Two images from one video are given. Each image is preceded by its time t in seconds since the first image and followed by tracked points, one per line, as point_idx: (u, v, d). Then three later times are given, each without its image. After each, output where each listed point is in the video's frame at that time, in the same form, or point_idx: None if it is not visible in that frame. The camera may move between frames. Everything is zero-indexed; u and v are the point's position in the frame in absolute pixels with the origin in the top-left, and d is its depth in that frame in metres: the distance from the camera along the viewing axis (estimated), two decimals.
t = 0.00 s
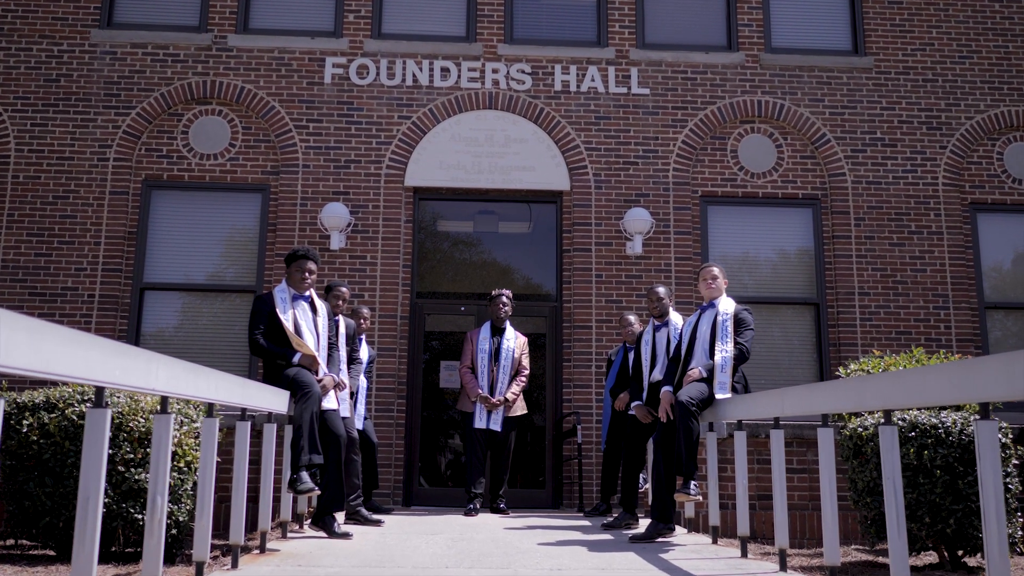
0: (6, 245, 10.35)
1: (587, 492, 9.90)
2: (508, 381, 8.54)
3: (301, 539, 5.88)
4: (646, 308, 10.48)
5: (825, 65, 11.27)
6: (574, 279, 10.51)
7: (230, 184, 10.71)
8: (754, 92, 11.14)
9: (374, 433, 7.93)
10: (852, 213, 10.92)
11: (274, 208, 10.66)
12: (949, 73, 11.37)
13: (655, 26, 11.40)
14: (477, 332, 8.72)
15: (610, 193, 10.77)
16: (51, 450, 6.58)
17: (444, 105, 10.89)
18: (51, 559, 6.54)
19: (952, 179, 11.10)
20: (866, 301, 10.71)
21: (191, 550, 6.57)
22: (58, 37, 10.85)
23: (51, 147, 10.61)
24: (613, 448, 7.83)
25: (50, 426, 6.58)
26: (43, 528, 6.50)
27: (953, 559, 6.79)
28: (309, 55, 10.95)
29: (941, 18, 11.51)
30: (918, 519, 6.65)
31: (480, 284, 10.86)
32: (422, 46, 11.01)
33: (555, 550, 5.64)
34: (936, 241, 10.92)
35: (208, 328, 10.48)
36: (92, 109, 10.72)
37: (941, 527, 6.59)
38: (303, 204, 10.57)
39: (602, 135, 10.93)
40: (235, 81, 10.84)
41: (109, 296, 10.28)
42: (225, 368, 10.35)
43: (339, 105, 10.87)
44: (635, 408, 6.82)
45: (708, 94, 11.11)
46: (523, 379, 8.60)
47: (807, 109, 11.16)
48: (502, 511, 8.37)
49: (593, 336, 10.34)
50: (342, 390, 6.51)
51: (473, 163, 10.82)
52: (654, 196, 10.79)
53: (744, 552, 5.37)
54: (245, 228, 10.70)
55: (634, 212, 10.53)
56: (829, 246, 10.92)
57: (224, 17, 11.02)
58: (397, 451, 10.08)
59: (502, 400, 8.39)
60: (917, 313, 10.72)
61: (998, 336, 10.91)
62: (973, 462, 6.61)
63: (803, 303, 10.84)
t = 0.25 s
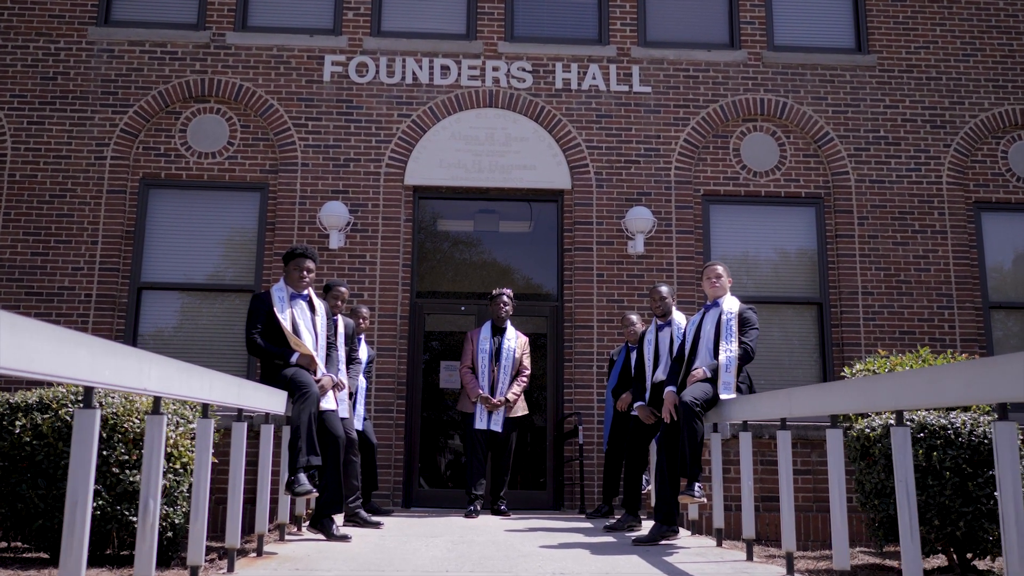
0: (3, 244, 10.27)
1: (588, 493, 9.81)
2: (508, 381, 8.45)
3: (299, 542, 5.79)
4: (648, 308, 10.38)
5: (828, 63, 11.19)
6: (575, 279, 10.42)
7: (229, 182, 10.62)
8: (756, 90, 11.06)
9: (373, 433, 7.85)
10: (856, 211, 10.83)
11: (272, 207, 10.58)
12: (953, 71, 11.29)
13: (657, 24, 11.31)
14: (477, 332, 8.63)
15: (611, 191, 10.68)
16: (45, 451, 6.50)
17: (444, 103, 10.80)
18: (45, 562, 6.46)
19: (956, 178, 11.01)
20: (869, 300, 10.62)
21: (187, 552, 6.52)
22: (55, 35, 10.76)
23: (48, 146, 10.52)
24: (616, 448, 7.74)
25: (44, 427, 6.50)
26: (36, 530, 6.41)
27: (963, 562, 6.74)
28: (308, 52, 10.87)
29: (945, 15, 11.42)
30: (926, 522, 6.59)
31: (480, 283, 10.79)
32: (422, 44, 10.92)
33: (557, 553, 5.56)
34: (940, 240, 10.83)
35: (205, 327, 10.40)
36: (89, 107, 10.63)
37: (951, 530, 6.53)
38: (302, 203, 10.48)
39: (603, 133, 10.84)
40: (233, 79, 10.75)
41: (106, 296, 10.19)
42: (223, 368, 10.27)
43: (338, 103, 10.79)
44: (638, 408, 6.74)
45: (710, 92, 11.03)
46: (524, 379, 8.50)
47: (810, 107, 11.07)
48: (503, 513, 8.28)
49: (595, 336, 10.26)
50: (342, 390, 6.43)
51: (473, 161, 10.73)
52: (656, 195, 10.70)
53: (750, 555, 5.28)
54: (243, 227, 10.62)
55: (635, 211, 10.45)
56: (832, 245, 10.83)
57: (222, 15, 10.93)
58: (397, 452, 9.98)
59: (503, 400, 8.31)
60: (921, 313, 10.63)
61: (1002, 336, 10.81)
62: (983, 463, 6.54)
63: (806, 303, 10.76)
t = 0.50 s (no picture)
0: None
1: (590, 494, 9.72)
2: (508, 381, 8.37)
3: (297, 544, 5.70)
4: (649, 307, 10.30)
5: (831, 61, 11.10)
6: (576, 278, 10.33)
7: (227, 181, 10.54)
8: (759, 88, 10.97)
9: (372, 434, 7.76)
10: (859, 210, 10.74)
11: (271, 205, 10.49)
12: (957, 68, 11.20)
13: (658, 21, 11.22)
14: (477, 331, 8.55)
15: (613, 189, 10.60)
16: (37, 452, 6.41)
17: (444, 101, 10.72)
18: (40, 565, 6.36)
19: (960, 176, 10.93)
20: (873, 299, 10.53)
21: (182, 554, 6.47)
22: (52, 32, 10.67)
23: (44, 143, 10.43)
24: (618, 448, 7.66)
25: (37, 427, 6.41)
26: (28, 532, 6.33)
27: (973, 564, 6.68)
28: (307, 49, 10.78)
29: (949, 12, 11.33)
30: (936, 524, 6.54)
31: (480, 282, 10.70)
32: (422, 41, 10.83)
33: (559, 555, 5.46)
34: (944, 239, 10.74)
35: (203, 327, 10.31)
36: (86, 105, 10.54)
37: (960, 532, 6.47)
38: (300, 201, 10.40)
39: (604, 131, 10.76)
40: (231, 76, 10.66)
41: (103, 295, 10.10)
42: (221, 368, 10.19)
43: (337, 100, 10.70)
44: (640, 408, 6.65)
45: (713, 89, 10.94)
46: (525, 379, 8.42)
47: (813, 104, 10.99)
48: (504, 514, 8.19)
49: (596, 336, 10.17)
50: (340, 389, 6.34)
51: (473, 159, 10.65)
52: (658, 193, 10.61)
53: (755, 558, 5.19)
54: (241, 225, 10.54)
55: (639, 209, 10.31)
56: (835, 244, 10.74)
57: (221, 12, 10.84)
58: (397, 453, 9.90)
59: (503, 400, 8.23)
60: (925, 312, 10.54)
61: (1006, 335, 10.72)
62: (993, 464, 6.46)
63: (809, 302, 10.67)
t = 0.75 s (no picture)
0: None
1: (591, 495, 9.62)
2: (509, 380, 8.28)
3: (294, 545, 5.60)
4: (651, 306, 10.21)
5: (834, 57, 11.01)
6: (577, 276, 10.24)
7: (225, 178, 10.45)
8: (761, 85, 10.88)
9: (371, 433, 7.66)
10: (863, 207, 10.65)
11: (270, 203, 10.40)
12: (961, 65, 11.11)
13: (660, 17, 11.13)
14: (478, 329, 8.46)
15: (614, 187, 10.51)
16: (29, 451, 6.33)
17: (444, 98, 10.63)
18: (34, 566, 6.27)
19: (964, 173, 10.83)
20: (877, 298, 10.44)
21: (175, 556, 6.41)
22: (48, 28, 10.58)
23: (41, 141, 10.34)
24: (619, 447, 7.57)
25: (29, 426, 6.33)
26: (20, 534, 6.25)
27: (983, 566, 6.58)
28: (306, 46, 10.69)
29: (952, 9, 11.25)
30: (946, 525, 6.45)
31: (481, 281, 10.61)
32: (422, 38, 10.75)
33: (560, 557, 5.37)
34: (948, 236, 10.65)
35: (201, 325, 10.23)
36: (83, 102, 10.45)
37: (971, 533, 6.38)
38: (299, 199, 10.31)
39: (606, 128, 10.67)
40: (230, 73, 10.57)
41: (100, 293, 10.01)
42: (218, 367, 10.10)
43: (336, 97, 10.61)
44: (643, 407, 6.56)
45: (715, 86, 10.85)
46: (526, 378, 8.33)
47: (816, 101, 10.90)
48: (505, 515, 8.10)
49: (598, 334, 10.07)
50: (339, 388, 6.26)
51: (473, 156, 10.56)
52: (659, 191, 10.53)
53: (761, 560, 5.09)
54: (239, 223, 10.44)
55: (640, 207, 10.23)
56: (839, 242, 10.65)
57: (219, 8, 10.75)
58: (396, 452, 9.81)
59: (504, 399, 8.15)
60: (929, 311, 10.45)
61: (1011, 334, 10.63)
62: (1004, 464, 6.37)
63: (812, 301, 10.58)
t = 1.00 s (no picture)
0: None
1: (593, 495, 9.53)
2: (509, 379, 8.20)
3: (290, 548, 5.50)
4: (653, 305, 10.12)
5: (837, 54, 10.93)
6: (579, 274, 10.15)
7: (223, 176, 10.36)
8: (764, 82, 10.79)
9: (370, 433, 7.55)
10: (866, 206, 10.57)
11: (268, 201, 10.31)
12: (965, 62, 11.02)
13: (662, 14, 11.04)
14: (478, 328, 8.37)
15: (615, 185, 10.42)
16: (20, 451, 6.23)
17: (444, 95, 10.54)
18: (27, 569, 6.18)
19: (969, 171, 10.74)
20: (880, 296, 10.35)
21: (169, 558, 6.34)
22: (45, 25, 10.50)
23: (38, 138, 10.25)
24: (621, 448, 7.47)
25: (21, 426, 6.25)
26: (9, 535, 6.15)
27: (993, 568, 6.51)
28: (305, 43, 10.60)
29: (957, 5, 11.16)
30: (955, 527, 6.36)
31: (481, 280, 10.54)
32: (422, 34, 10.66)
33: (562, 559, 5.27)
34: (952, 235, 10.56)
35: (199, 325, 10.13)
36: (80, 99, 10.36)
37: (981, 536, 6.29)
38: (298, 197, 10.22)
39: (607, 125, 10.57)
40: (228, 70, 10.48)
41: (97, 292, 9.92)
42: (216, 367, 10.00)
43: (335, 94, 10.52)
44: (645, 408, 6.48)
45: (717, 83, 10.76)
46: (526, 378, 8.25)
47: (819, 99, 10.81)
48: (506, 516, 8.00)
49: (599, 334, 9.98)
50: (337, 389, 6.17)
51: (474, 154, 10.47)
52: (661, 188, 10.43)
53: (767, 562, 4.99)
54: (238, 221, 10.35)
55: (640, 206, 10.19)
56: (842, 240, 10.56)
57: (217, 5, 10.67)
58: (396, 453, 9.72)
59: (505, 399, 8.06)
60: (933, 310, 10.36)
61: (1016, 333, 10.53)
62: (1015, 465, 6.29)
63: (815, 300, 10.49)
